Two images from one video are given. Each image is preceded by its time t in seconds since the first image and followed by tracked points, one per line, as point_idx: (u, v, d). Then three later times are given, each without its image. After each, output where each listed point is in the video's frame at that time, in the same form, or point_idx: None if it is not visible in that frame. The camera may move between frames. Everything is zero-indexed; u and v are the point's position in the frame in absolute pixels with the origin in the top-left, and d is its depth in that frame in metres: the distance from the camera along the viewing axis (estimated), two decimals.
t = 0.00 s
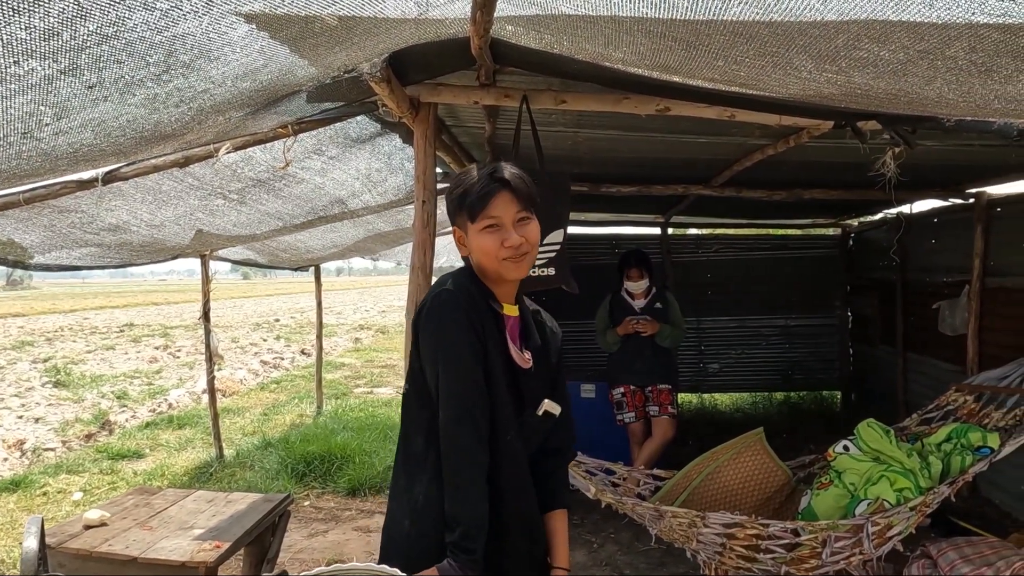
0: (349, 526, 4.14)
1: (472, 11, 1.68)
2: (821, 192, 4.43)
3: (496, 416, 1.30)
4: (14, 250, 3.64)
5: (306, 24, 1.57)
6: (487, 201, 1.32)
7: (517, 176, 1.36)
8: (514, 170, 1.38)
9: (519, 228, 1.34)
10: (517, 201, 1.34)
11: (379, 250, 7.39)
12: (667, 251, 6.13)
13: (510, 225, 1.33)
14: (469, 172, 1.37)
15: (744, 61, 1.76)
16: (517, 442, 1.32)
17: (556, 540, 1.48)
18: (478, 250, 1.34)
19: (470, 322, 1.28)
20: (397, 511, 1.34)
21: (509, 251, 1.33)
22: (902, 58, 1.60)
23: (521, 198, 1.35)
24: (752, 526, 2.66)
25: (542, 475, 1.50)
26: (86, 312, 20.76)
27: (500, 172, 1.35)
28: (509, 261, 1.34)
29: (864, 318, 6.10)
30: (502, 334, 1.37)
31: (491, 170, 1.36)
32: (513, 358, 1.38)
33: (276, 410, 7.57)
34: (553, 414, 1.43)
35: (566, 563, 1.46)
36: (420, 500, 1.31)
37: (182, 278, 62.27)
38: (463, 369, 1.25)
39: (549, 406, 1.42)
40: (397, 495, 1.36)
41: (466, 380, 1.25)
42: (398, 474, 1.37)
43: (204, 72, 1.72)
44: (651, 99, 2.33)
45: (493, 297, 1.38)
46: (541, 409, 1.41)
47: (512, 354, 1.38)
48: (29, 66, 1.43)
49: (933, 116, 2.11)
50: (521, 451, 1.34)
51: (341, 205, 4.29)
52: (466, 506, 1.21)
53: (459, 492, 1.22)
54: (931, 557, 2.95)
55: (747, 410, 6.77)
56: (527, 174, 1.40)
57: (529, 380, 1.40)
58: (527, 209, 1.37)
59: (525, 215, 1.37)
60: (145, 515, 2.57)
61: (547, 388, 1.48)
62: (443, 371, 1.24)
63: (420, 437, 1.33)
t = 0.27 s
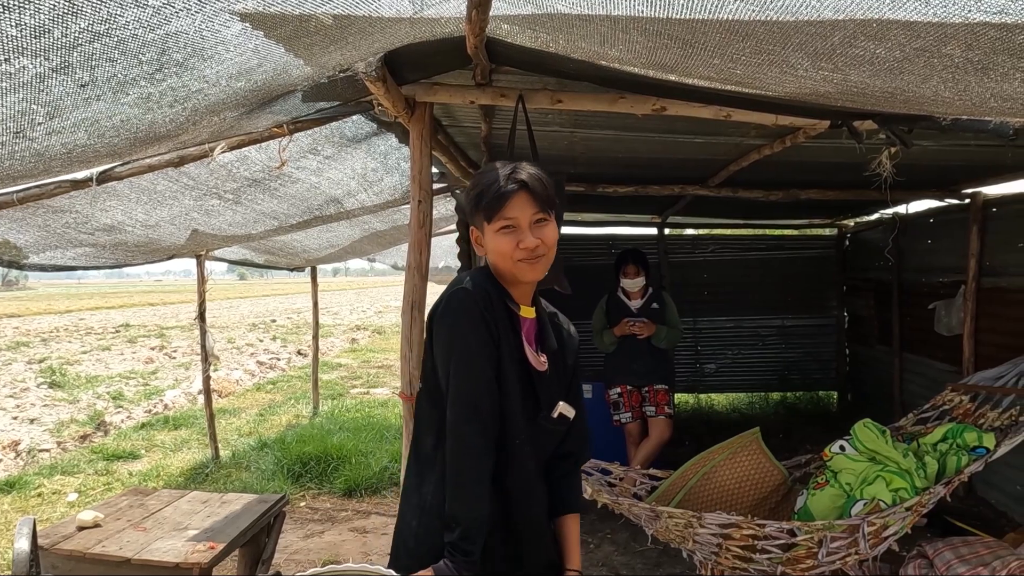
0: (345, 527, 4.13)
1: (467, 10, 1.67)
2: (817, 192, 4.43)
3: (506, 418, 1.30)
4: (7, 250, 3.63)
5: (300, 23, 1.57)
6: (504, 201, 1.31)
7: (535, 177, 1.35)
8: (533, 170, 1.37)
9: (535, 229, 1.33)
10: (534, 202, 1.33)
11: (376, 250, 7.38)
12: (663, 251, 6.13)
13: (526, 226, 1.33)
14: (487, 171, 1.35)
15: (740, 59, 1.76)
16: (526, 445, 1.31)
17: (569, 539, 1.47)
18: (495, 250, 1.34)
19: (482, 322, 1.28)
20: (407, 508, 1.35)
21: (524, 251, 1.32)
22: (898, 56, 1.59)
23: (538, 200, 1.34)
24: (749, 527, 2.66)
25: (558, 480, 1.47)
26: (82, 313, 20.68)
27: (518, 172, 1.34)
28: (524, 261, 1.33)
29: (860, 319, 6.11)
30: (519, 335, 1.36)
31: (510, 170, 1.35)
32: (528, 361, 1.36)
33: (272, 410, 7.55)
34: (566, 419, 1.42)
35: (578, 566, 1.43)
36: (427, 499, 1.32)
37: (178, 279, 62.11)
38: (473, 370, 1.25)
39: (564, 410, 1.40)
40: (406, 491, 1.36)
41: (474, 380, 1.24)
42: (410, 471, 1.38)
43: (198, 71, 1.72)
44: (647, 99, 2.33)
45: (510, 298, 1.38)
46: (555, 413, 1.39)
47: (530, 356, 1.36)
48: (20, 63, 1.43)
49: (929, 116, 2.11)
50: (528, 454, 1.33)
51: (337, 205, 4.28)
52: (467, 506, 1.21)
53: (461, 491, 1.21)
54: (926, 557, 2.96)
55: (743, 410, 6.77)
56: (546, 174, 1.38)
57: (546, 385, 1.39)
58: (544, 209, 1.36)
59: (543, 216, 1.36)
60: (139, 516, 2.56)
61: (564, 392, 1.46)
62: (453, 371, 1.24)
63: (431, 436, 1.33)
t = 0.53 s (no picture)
0: (343, 527, 4.13)
1: (466, 10, 1.67)
2: (815, 192, 4.44)
3: (524, 419, 1.29)
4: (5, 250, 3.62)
5: (299, 23, 1.57)
6: (544, 193, 1.31)
7: (577, 171, 1.34)
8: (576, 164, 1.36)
9: (575, 222, 1.32)
10: (575, 195, 1.32)
11: (374, 251, 7.38)
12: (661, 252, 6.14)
13: (565, 219, 1.32)
14: (530, 163, 1.36)
15: (738, 59, 1.76)
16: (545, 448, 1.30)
17: (611, 545, 1.47)
18: (532, 242, 1.34)
19: (503, 323, 1.28)
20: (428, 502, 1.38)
21: (561, 243, 1.32)
22: (895, 54, 1.60)
23: (579, 193, 1.33)
24: (747, 526, 2.67)
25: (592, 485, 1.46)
26: (79, 313, 20.65)
27: (560, 165, 1.34)
28: (561, 254, 1.32)
29: (858, 319, 6.13)
30: (549, 335, 1.36)
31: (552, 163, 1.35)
32: (556, 361, 1.36)
33: (270, 411, 7.54)
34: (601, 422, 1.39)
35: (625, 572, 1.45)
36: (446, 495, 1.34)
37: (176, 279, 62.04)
38: (489, 369, 1.26)
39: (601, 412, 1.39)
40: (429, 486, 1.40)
41: (490, 381, 1.26)
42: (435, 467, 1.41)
43: (197, 72, 1.72)
44: (645, 99, 2.33)
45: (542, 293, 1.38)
46: (586, 415, 1.38)
47: (562, 355, 1.36)
48: (20, 64, 1.42)
49: (926, 116, 2.11)
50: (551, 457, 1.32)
51: (335, 205, 4.28)
52: (471, 505, 1.22)
53: (468, 490, 1.22)
54: (924, 556, 2.96)
55: (742, 410, 6.78)
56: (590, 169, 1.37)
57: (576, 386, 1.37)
58: (586, 203, 1.34)
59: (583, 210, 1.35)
60: (137, 516, 2.56)
61: (601, 394, 1.44)
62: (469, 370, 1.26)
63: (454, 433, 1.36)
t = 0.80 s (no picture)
0: (340, 527, 4.13)
1: (461, 11, 1.68)
2: (812, 193, 4.45)
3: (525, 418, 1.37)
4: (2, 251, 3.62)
5: (293, 25, 1.57)
6: (567, 196, 1.31)
7: (606, 170, 1.31)
8: (609, 161, 1.33)
9: (597, 226, 1.33)
10: (600, 199, 1.31)
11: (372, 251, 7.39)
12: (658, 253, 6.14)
13: (586, 222, 1.32)
14: (561, 158, 1.35)
15: (733, 59, 1.76)
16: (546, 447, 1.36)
17: (665, 549, 1.48)
18: (555, 241, 1.37)
19: (504, 327, 1.38)
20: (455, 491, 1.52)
21: (579, 247, 1.34)
22: (888, 55, 1.60)
23: (604, 196, 1.31)
24: (743, 527, 2.67)
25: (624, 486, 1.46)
26: (77, 313, 20.62)
27: (590, 164, 1.32)
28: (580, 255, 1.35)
29: (855, 319, 6.14)
30: (562, 335, 1.41)
31: (582, 160, 1.33)
32: (569, 362, 1.41)
33: (267, 411, 7.53)
34: (623, 424, 1.38)
35: (675, 573, 1.46)
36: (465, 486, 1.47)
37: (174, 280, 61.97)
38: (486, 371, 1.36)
39: (622, 416, 1.38)
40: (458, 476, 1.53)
41: (487, 381, 1.36)
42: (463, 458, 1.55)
43: (192, 75, 1.72)
44: (640, 100, 2.34)
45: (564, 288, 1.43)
46: (604, 416, 1.39)
47: (579, 354, 1.41)
48: (14, 68, 1.43)
49: (921, 117, 2.11)
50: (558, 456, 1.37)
51: (333, 205, 4.28)
52: (462, 498, 1.34)
53: (462, 484, 1.35)
54: (920, 557, 2.97)
55: (740, 411, 6.78)
56: (625, 166, 1.34)
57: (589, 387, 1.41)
58: (612, 205, 1.32)
59: (610, 212, 1.33)
60: (133, 517, 2.55)
61: (629, 395, 1.43)
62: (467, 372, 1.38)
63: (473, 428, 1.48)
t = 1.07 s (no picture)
0: (340, 528, 4.13)
1: (461, 13, 1.68)
2: (811, 194, 4.46)
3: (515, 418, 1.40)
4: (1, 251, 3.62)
5: (293, 26, 1.57)
6: (537, 210, 1.30)
7: (574, 180, 1.27)
8: (577, 169, 1.29)
9: (570, 238, 1.30)
10: (568, 211, 1.27)
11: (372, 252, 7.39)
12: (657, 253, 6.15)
13: (560, 235, 1.30)
14: (533, 169, 1.33)
15: (732, 60, 1.76)
16: (535, 448, 1.37)
17: (686, 552, 1.46)
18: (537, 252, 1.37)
19: (492, 327, 1.41)
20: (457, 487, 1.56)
21: (556, 259, 1.32)
22: (887, 55, 1.61)
23: (572, 208, 1.27)
24: (743, 527, 2.68)
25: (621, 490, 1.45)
26: (77, 314, 20.61)
27: (557, 174, 1.28)
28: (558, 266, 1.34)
29: (855, 320, 6.14)
30: (555, 335, 1.42)
31: (551, 171, 1.30)
32: (564, 363, 1.42)
33: (267, 412, 7.53)
34: (619, 426, 1.38)
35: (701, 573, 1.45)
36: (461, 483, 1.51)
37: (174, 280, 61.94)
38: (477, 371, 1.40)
39: (616, 418, 1.37)
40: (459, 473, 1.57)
41: (476, 380, 1.40)
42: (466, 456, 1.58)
43: (193, 76, 1.72)
44: (640, 101, 2.34)
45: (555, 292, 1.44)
46: (598, 418, 1.39)
47: (573, 354, 1.41)
48: (16, 72, 1.43)
49: (920, 117, 2.12)
50: (550, 457, 1.38)
51: (333, 206, 4.28)
52: (450, 497, 1.38)
53: (451, 482, 1.39)
54: (920, 557, 2.97)
55: (739, 411, 6.79)
56: (595, 172, 1.29)
57: (585, 388, 1.41)
58: (586, 215, 1.29)
59: (585, 221, 1.30)
60: (133, 517, 2.55)
61: (628, 396, 1.42)
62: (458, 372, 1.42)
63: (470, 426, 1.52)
